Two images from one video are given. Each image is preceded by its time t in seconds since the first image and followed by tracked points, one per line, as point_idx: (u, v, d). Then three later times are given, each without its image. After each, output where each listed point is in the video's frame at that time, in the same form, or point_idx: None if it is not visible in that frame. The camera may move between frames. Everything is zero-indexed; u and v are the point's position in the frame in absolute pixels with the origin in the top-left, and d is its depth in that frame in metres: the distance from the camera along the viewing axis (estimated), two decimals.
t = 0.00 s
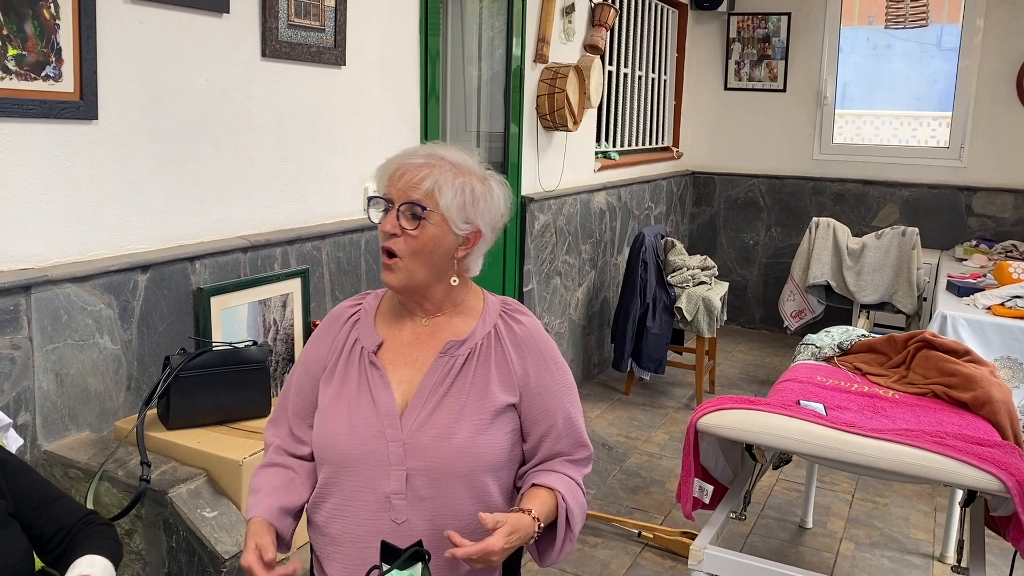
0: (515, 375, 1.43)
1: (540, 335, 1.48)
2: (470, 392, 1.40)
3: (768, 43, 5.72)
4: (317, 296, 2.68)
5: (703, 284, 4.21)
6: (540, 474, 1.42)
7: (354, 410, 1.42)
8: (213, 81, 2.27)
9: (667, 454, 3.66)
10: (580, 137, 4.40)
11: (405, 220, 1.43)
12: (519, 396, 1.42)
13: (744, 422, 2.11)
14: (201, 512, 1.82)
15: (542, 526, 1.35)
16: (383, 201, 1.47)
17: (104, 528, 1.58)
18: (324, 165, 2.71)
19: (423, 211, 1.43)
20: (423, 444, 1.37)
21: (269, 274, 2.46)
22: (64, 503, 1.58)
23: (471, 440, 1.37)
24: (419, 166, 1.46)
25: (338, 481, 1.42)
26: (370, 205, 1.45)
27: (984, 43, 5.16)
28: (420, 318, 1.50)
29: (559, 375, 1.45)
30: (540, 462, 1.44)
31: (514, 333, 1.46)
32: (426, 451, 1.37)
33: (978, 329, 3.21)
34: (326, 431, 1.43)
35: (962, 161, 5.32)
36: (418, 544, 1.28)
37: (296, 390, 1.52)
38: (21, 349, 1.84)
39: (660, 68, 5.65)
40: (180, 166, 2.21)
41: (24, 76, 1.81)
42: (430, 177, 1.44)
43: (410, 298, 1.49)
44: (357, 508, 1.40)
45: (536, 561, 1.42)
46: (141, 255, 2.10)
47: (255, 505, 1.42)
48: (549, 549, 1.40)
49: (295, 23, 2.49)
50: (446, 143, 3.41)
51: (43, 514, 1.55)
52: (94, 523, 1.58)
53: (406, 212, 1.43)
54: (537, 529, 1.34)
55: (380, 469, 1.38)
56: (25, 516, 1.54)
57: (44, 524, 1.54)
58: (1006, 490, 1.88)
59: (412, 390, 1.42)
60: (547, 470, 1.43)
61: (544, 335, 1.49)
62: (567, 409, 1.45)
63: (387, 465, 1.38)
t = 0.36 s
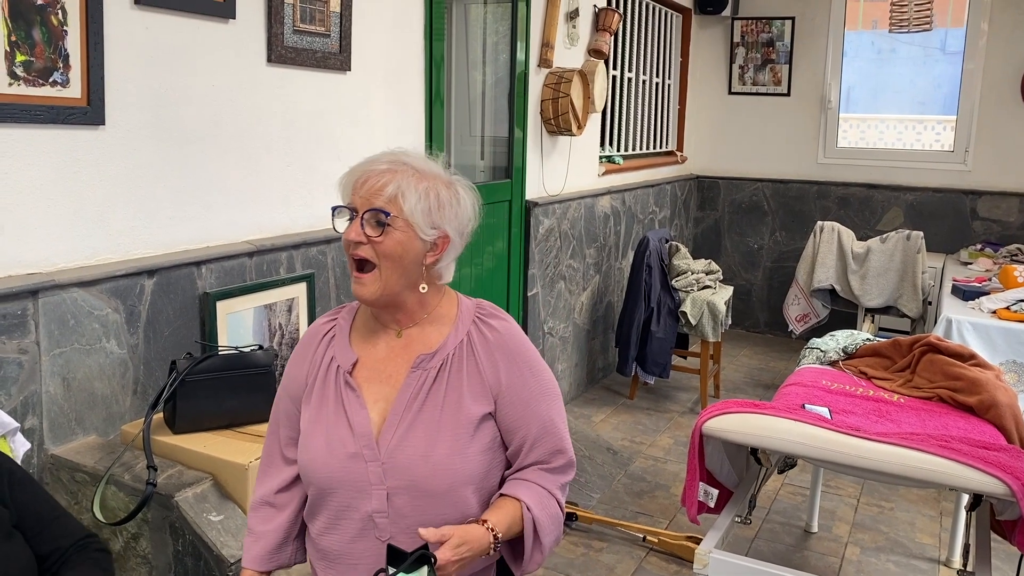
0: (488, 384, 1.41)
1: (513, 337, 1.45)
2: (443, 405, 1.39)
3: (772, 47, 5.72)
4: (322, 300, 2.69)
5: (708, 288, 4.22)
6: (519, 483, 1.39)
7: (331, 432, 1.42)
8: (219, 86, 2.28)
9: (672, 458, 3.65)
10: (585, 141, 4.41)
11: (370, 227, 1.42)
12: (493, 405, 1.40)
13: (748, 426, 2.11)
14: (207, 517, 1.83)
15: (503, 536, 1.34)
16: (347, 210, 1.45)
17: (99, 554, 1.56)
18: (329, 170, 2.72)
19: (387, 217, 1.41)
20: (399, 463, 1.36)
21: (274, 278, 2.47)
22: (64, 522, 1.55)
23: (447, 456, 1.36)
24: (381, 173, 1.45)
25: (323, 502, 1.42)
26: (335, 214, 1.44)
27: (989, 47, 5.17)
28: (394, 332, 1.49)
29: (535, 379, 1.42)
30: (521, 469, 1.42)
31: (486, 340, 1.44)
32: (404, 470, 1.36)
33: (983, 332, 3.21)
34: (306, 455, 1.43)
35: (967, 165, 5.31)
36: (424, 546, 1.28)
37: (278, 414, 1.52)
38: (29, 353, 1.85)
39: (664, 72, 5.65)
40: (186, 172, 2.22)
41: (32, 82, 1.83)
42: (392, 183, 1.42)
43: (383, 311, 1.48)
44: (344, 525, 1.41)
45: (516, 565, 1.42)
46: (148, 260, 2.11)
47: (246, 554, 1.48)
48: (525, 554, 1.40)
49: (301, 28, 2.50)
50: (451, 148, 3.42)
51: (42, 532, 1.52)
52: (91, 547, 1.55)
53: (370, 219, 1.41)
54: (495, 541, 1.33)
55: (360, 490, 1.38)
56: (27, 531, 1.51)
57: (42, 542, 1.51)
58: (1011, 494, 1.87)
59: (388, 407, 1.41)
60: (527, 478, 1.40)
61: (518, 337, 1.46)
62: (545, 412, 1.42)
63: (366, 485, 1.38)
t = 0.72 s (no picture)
0: (479, 394, 1.42)
1: (503, 345, 1.45)
2: (435, 418, 1.40)
3: (777, 54, 5.74)
4: (329, 307, 2.70)
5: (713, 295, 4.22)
6: (515, 491, 1.40)
7: (325, 448, 1.42)
8: (226, 94, 2.30)
9: (678, 465, 3.65)
10: (590, 148, 4.42)
11: (354, 240, 1.42)
12: (485, 415, 1.41)
13: (753, 433, 2.11)
14: (215, 522, 1.84)
15: (504, 546, 1.35)
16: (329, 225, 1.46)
17: None
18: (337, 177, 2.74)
19: (370, 229, 1.42)
20: (394, 478, 1.37)
21: (282, 285, 2.48)
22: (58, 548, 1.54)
23: (441, 469, 1.37)
24: (362, 186, 1.46)
25: (320, 517, 1.43)
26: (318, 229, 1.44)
27: (994, 54, 5.17)
28: (384, 344, 1.49)
29: (526, 385, 1.43)
30: (517, 477, 1.42)
31: (476, 348, 1.45)
32: (399, 484, 1.37)
33: (990, 338, 3.20)
34: (301, 472, 1.43)
35: (973, 171, 5.31)
36: (432, 553, 1.29)
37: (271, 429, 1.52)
38: (39, 360, 1.86)
39: (669, 78, 5.66)
40: (194, 180, 2.23)
41: (43, 91, 1.84)
42: (374, 195, 1.43)
43: (372, 323, 1.48)
44: (343, 539, 1.41)
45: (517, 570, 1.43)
46: (157, 267, 2.13)
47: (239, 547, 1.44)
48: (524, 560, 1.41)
49: (309, 37, 2.52)
50: (456, 155, 3.43)
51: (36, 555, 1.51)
52: None
53: (353, 233, 1.42)
54: (496, 551, 1.34)
55: (356, 506, 1.39)
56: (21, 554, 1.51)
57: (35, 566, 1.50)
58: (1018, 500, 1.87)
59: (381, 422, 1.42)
60: (522, 485, 1.41)
61: (509, 344, 1.46)
62: (539, 419, 1.42)
63: (363, 501, 1.39)
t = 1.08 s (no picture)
0: (495, 398, 1.43)
1: (516, 348, 1.47)
2: (452, 423, 1.41)
3: (783, 58, 5.74)
4: (335, 310, 2.71)
5: (719, 299, 4.22)
6: (533, 493, 1.41)
7: (343, 457, 1.43)
8: (234, 99, 2.31)
9: (683, 469, 3.65)
10: (595, 151, 4.43)
11: (363, 251, 1.43)
12: (501, 418, 1.42)
13: (759, 437, 2.11)
14: (222, 525, 1.85)
15: (516, 547, 1.37)
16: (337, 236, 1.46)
17: None
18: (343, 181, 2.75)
19: (379, 239, 1.42)
20: (412, 483, 1.38)
21: (289, 288, 2.49)
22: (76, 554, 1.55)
23: (459, 474, 1.38)
24: (368, 197, 1.46)
25: (342, 524, 1.43)
26: (327, 242, 1.45)
27: (1000, 58, 5.17)
28: (398, 351, 1.50)
29: (541, 386, 1.44)
30: (534, 478, 1.44)
31: (490, 352, 1.46)
32: (418, 490, 1.38)
33: (996, 343, 3.20)
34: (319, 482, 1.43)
35: (979, 175, 5.30)
36: (439, 557, 1.31)
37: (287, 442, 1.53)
38: (48, 363, 1.88)
39: (674, 83, 5.67)
40: (201, 184, 2.25)
41: (53, 96, 1.86)
42: (381, 205, 1.44)
43: (386, 331, 1.49)
44: (365, 546, 1.42)
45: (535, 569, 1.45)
46: (165, 271, 2.14)
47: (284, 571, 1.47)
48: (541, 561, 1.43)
49: (316, 42, 2.53)
50: (463, 159, 3.45)
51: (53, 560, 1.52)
52: None
53: (362, 243, 1.42)
54: (508, 553, 1.36)
55: (376, 513, 1.40)
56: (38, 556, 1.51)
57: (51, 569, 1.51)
58: None
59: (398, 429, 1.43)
60: (538, 487, 1.43)
61: (522, 347, 1.48)
62: (554, 420, 1.44)
63: (383, 508, 1.39)
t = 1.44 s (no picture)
0: (527, 395, 1.44)
1: (542, 344, 1.49)
2: (487, 422, 1.41)
3: (789, 61, 5.74)
4: (342, 313, 2.72)
5: (725, 301, 4.23)
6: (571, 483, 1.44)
7: (377, 465, 1.40)
8: (242, 102, 2.32)
9: (691, 472, 3.65)
10: (601, 154, 4.43)
11: (387, 258, 1.41)
12: (534, 414, 1.44)
13: (766, 441, 2.11)
14: (231, 527, 1.86)
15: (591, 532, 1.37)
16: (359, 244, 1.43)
17: None
18: (350, 183, 2.76)
19: (404, 246, 1.41)
20: (453, 485, 1.38)
21: (296, 291, 2.50)
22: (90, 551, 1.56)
23: (500, 472, 1.39)
24: (390, 203, 1.44)
25: (378, 532, 1.42)
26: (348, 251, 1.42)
27: (1008, 60, 5.16)
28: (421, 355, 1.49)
29: (571, 380, 1.46)
30: (568, 469, 1.47)
31: (517, 350, 1.48)
32: (459, 491, 1.38)
33: (1004, 347, 3.19)
34: (352, 492, 1.40)
35: (986, 178, 5.29)
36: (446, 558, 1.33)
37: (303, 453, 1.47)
38: (57, 365, 1.89)
39: (681, 85, 5.67)
40: (210, 187, 2.26)
41: (64, 100, 1.87)
42: (404, 211, 1.42)
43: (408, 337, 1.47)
44: (401, 551, 1.42)
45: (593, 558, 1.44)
46: (173, 274, 2.15)
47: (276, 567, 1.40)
48: (603, 544, 1.42)
49: (324, 46, 2.54)
50: (469, 161, 3.45)
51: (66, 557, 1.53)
52: None
53: (387, 251, 1.41)
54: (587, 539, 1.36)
55: (416, 518, 1.39)
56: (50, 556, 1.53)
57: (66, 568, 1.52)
58: None
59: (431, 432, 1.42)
60: (583, 473, 1.44)
61: (547, 342, 1.50)
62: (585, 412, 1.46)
63: (422, 512, 1.38)
